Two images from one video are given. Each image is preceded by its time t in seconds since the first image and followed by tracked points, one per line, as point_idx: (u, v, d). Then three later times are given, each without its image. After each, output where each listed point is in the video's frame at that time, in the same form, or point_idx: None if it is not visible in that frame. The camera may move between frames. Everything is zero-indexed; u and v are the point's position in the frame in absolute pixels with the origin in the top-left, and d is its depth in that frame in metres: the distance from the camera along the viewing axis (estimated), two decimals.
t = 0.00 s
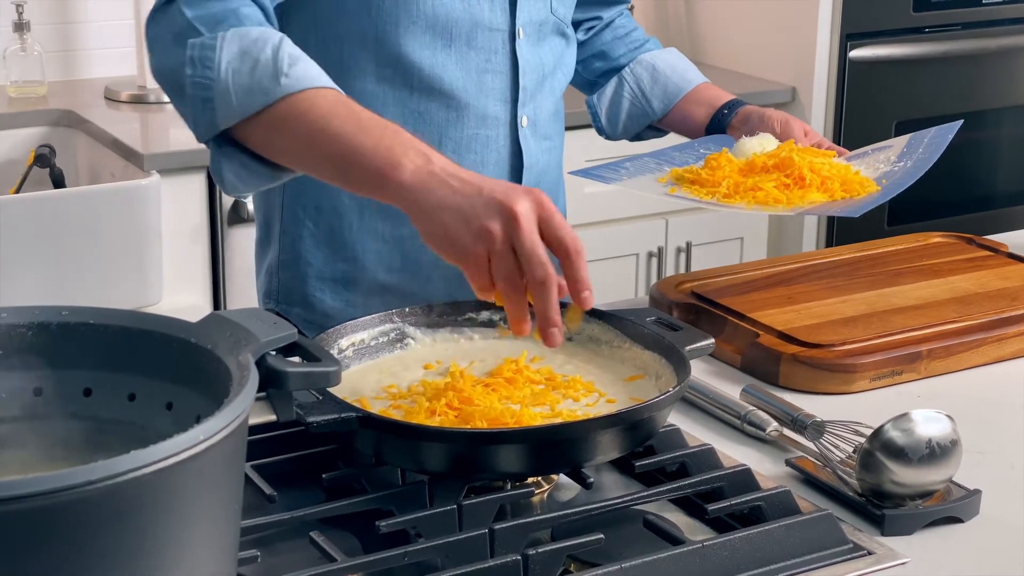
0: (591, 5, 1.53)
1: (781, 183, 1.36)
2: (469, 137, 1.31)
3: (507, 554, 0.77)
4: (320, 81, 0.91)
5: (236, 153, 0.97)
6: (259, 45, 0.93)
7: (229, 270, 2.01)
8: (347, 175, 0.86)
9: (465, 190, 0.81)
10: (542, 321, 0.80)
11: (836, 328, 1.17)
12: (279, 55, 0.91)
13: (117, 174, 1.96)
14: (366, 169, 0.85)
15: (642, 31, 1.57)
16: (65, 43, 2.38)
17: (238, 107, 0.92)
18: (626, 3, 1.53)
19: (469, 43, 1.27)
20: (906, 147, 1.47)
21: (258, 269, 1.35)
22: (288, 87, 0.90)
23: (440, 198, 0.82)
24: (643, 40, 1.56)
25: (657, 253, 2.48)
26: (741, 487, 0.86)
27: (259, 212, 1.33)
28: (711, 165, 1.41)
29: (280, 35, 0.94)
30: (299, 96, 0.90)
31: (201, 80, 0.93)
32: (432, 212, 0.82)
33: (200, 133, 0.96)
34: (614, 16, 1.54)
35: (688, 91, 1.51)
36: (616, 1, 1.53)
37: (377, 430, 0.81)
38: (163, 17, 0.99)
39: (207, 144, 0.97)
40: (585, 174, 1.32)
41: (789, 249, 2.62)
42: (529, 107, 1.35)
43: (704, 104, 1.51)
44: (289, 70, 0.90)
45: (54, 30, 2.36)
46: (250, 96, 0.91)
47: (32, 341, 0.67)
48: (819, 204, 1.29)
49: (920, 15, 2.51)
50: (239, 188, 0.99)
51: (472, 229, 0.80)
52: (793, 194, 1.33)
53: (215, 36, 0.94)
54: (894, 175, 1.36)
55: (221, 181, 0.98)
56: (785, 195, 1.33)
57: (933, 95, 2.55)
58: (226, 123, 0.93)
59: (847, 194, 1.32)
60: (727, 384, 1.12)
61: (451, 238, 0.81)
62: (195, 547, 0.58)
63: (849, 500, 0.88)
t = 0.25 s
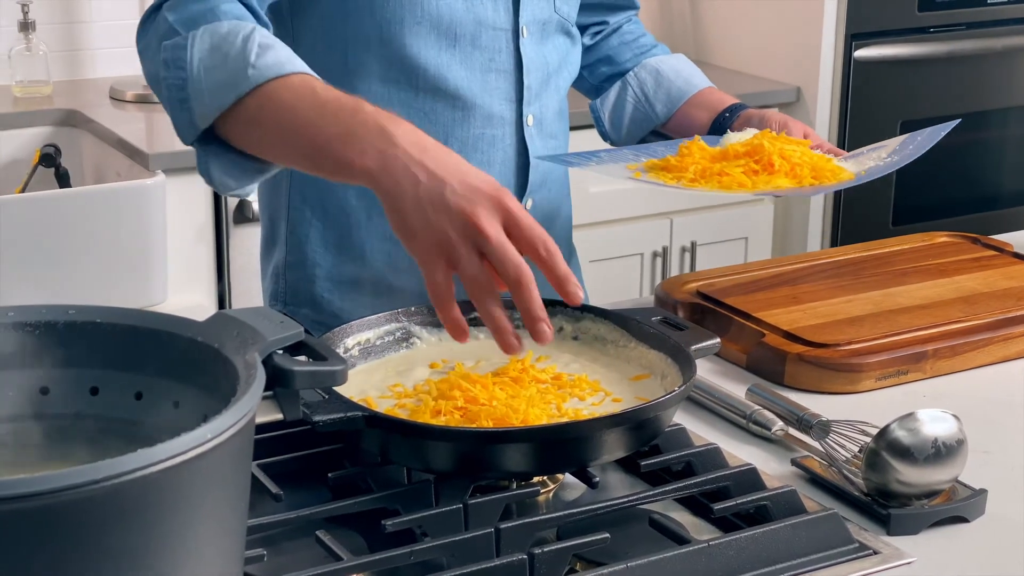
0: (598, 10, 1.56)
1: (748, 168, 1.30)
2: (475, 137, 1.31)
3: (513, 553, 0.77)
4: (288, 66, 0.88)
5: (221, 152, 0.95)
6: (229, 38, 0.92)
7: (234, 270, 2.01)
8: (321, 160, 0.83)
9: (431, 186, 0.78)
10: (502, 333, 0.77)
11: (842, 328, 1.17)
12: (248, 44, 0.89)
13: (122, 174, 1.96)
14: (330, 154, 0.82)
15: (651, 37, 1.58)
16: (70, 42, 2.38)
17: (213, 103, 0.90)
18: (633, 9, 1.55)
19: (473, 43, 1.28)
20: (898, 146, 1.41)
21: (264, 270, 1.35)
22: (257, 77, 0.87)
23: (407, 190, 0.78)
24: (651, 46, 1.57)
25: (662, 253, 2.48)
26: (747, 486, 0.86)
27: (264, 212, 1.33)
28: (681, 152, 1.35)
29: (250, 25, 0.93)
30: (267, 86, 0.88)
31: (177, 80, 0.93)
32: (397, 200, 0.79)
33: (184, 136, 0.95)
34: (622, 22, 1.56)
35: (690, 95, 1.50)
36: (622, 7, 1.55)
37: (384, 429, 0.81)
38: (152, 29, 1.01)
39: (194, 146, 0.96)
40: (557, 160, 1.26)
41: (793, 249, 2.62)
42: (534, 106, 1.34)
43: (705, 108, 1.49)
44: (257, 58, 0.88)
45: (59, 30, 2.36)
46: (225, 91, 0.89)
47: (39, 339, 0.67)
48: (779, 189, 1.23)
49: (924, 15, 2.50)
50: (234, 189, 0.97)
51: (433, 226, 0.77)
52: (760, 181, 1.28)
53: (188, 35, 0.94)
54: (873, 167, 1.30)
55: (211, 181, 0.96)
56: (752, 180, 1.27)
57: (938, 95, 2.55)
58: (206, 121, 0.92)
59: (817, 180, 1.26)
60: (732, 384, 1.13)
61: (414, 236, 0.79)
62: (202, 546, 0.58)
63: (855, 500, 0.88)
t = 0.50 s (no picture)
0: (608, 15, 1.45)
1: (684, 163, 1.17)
2: (467, 135, 1.25)
3: (516, 552, 0.77)
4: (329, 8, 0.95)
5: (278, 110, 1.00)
6: None
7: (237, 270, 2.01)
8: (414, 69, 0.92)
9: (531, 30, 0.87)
10: (627, 122, 0.86)
11: (845, 327, 1.16)
12: None
13: (125, 173, 1.96)
14: (426, 55, 0.91)
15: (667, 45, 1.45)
16: (74, 42, 2.39)
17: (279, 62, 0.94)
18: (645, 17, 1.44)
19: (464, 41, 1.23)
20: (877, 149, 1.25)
21: (263, 267, 1.34)
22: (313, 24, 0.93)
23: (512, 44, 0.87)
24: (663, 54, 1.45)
25: (665, 252, 2.48)
26: (750, 485, 0.86)
27: (262, 209, 1.31)
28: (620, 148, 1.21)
29: None
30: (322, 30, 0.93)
31: (227, 54, 0.95)
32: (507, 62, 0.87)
33: (240, 108, 0.98)
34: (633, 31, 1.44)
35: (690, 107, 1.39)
36: (635, 15, 1.44)
37: (386, 427, 0.81)
38: (162, 31, 1.01)
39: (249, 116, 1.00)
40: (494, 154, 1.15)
41: (796, 248, 2.62)
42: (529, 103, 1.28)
43: (703, 114, 1.37)
44: (303, 7, 0.94)
45: (62, 29, 2.36)
46: (281, 49, 0.94)
47: (41, 337, 0.67)
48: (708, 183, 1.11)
49: (928, 15, 2.50)
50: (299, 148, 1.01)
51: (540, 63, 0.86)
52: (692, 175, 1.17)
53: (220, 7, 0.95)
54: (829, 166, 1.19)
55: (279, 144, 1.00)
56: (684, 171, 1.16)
57: (940, 95, 2.55)
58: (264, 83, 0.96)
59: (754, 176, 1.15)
60: (736, 383, 1.12)
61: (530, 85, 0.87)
62: (204, 544, 0.58)
63: (858, 499, 0.88)
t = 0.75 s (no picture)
0: (610, 20, 1.45)
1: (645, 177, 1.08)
2: (463, 135, 1.23)
3: (520, 550, 0.77)
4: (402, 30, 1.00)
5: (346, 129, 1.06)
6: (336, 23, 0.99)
7: (241, 269, 2.01)
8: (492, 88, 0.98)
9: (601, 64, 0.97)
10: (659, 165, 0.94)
11: (848, 327, 1.16)
12: (361, 21, 0.99)
13: (130, 172, 1.96)
14: (496, 75, 0.97)
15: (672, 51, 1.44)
16: (78, 42, 2.39)
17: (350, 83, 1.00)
18: (649, 20, 1.45)
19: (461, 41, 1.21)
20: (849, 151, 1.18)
21: (261, 266, 1.33)
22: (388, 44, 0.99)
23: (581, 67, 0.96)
24: (666, 59, 1.43)
25: (669, 251, 2.48)
26: (754, 484, 0.86)
27: (260, 207, 1.31)
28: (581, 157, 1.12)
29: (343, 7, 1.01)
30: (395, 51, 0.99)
31: (303, 77, 1.00)
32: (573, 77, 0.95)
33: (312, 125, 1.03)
34: (638, 34, 1.44)
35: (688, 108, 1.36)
36: (635, 18, 1.44)
37: (390, 426, 0.81)
38: (225, 41, 1.03)
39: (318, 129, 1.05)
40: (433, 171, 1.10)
41: (800, 248, 2.62)
42: (525, 104, 1.26)
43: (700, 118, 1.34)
44: (378, 29, 0.99)
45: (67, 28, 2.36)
46: (355, 69, 0.99)
47: (47, 336, 0.67)
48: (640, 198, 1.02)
49: (932, 14, 2.50)
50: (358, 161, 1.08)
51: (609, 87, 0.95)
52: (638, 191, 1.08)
53: (297, 31, 0.99)
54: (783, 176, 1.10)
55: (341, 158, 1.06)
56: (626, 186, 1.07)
57: (944, 94, 2.55)
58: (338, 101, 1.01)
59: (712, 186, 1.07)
60: (739, 382, 1.13)
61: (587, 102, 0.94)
62: (209, 542, 0.59)
63: (862, 498, 0.88)
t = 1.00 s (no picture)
0: (612, 18, 1.45)
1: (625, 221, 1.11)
2: (463, 137, 1.24)
3: (522, 549, 0.77)
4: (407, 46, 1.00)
5: (350, 144, 1.06)
6: (343, 37, 1.00)
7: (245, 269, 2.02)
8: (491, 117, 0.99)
9: (608, 108, 0.99)
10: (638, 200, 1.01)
11: (851, 327, 1.16)
12: (369, 38, 0.99)
13: (134, 172, 1.97)
14: (503, 102, 0.98)
15: (674, 50, 1.44)
16: (83, 42, 2.39)
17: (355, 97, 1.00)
18: (651, 18, 1.44)
19: (460, 42, 1.21)
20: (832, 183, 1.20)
21: (261, 268, 1.33)
22: (394, 63, 0.99)
23: (581, 112, 0.98)
24: (667, 58, 1.43)
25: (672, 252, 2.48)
26: (756, 484, 0.86)
27: (260, 208, 1.31)
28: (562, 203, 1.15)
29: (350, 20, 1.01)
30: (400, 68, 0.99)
31: (308, 90, 0.99)
32: (572, 124, 0.98)
33: (315, 141, 1.03)
34: (638, 33, 1.44)
35: (687, 113, 1.37)
36: (638, 16, 1.44)
37: (393, 425, 0.82)
38: (232, 49, 1.02)
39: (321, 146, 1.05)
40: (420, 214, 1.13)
41: (804, 248, 2.62)
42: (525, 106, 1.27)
43: (699, 123, 1.35)
44: (385, 47, 0.99)
45: (71, 29, 2.37)
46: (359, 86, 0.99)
47: (51, 335, 0.67)
48: (618, 253, 1.05)
49: (936, 15, 2.50)
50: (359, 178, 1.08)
51: (608, 142, 0.98)
52: (624, 238, 1.10)
53: (303, 45, 0.99)
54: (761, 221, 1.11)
55: (343, 174, 1.06)
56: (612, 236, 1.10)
57: (948, 94, 2.55)
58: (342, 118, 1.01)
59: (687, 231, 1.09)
60: (742, 382, 1.13)
61: (583, 149, 0.99)
62: (212, 540, 0.59)
63: (864, 497, 0.88)
